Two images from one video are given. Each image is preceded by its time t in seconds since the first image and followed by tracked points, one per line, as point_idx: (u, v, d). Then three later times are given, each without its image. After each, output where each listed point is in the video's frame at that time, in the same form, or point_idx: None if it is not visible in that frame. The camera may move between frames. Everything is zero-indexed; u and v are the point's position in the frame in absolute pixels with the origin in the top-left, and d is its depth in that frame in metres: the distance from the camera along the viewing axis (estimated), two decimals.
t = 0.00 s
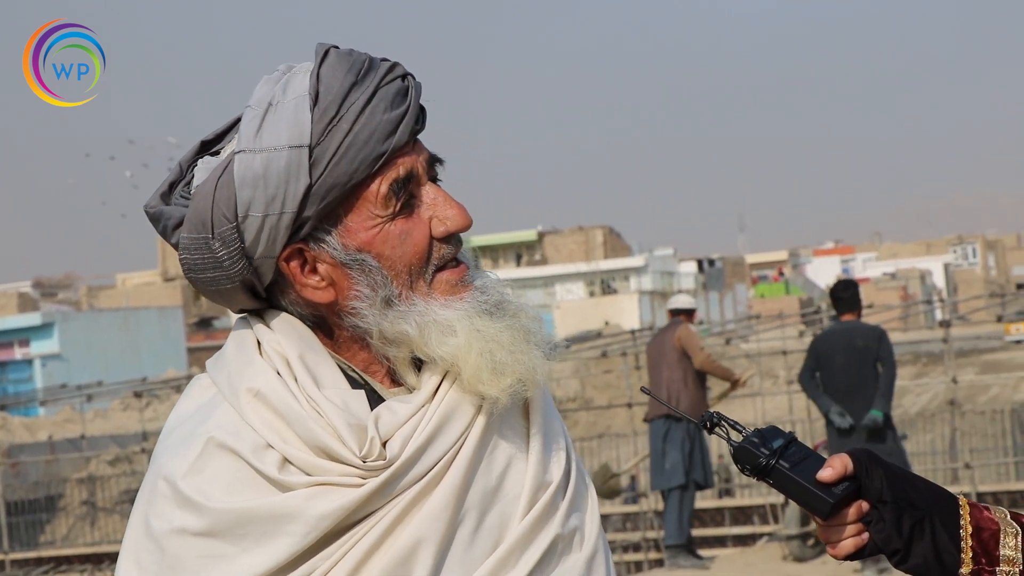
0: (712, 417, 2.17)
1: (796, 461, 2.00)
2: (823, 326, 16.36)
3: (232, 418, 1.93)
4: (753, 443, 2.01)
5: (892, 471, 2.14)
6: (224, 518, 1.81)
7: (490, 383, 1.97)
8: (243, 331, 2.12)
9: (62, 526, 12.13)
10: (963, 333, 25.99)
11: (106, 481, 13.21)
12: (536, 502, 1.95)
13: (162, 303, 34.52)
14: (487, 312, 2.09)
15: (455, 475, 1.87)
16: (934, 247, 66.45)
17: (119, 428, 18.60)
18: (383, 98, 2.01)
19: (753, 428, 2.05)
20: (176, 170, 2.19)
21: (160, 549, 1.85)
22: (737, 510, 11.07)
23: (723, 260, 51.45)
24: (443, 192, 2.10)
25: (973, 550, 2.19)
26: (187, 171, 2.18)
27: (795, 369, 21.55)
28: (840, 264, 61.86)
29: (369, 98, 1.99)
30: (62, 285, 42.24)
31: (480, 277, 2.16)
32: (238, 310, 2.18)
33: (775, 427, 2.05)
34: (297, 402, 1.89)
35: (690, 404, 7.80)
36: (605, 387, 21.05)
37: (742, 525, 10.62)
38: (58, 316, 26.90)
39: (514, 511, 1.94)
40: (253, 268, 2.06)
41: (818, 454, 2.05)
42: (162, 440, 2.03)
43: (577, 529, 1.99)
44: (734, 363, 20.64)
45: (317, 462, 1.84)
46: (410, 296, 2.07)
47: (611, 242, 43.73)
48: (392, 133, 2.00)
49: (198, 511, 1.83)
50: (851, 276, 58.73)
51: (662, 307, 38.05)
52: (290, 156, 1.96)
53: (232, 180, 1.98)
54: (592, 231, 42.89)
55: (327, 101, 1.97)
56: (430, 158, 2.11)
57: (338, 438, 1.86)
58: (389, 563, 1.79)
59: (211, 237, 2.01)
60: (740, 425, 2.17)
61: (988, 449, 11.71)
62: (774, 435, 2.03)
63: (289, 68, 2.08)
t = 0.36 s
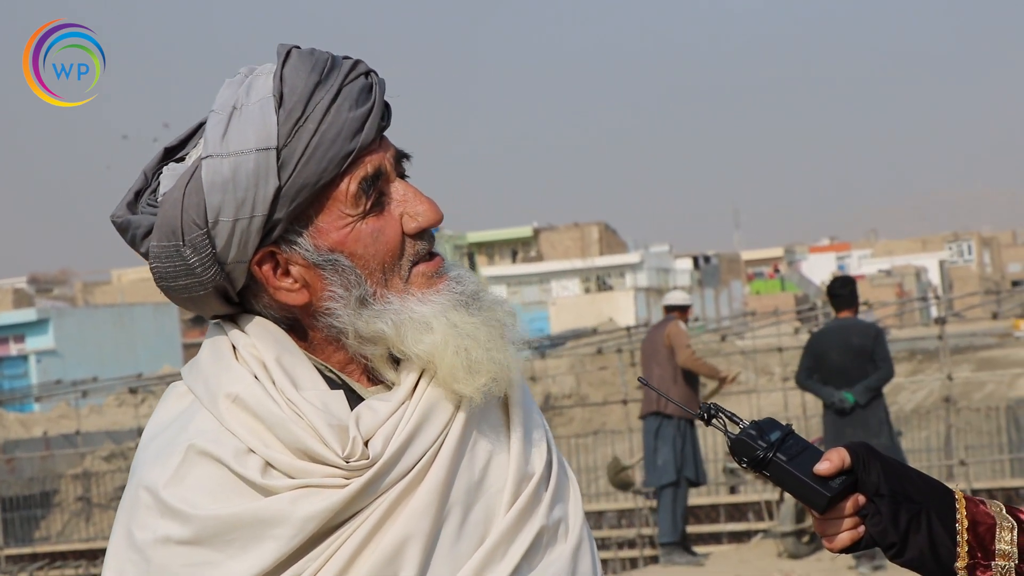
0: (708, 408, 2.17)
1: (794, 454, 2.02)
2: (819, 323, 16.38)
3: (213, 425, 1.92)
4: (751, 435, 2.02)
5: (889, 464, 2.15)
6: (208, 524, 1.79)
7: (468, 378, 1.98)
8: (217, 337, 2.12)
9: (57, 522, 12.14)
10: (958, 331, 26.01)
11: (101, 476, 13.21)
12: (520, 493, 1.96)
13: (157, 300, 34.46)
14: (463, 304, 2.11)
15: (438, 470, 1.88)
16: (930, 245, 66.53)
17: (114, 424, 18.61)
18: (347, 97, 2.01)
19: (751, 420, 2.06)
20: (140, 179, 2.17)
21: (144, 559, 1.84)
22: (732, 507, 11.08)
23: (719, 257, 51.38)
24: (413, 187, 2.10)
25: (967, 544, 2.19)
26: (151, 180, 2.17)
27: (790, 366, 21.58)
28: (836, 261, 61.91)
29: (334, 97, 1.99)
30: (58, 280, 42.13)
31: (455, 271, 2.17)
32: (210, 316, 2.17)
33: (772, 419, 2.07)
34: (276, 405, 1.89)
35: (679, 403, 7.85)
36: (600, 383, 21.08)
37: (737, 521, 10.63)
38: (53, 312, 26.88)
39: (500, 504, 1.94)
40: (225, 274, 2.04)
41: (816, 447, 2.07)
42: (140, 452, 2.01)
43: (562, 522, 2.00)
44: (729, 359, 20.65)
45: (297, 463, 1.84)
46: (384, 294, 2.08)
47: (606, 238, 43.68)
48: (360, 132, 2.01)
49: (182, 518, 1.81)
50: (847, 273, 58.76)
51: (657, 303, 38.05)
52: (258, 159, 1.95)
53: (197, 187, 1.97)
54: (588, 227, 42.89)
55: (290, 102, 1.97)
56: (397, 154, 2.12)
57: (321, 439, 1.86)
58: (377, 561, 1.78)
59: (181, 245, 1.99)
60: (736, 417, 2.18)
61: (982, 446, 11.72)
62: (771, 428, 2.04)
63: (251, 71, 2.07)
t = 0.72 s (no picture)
0: (715, 403, 2.17)
1: (801, 448, 2.02)
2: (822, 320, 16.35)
3: (207, 432, 1.91)
4: (758, 429, 2.02)
5: (896, 459, 2.14)
6: (208, 533, 1.78)
7: (455, 366, 1.99)
8: (202, 346, 2.10)
9: (60, 516, 12.17)
10: (961, 329, 25.98)
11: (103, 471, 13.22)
12: (515, 482, 1.96)
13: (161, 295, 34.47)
14: (446, 291, 2.11)
15: (434, 464, 1.87)
16: (933, 243, 66.51)
17: (117, 418, 18.65)
18: (315, 87, 2.00)
19: (758, 416, 2.06)
20: (109, 196, 2.14)
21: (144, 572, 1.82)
22: (734, 504, 11.06)
23: (721, 254, 51.29)
24: (386, 175, 2.11)
25: (974, 540, 2.18)
26: (119, 196, 2.14)
27: (793, 364, 21.57)
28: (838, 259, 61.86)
29: (301, 92, 1.98)
30: (61, 275, 42.19)
31: (433, 257, 2.18)
32: (193, 326, 2.14)
33: (781, 415, 2.07)
34: (269, 407, 1.89)
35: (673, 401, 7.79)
36: (602, 380, 21.07)
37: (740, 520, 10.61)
38: (56, 306, 26.92)
39: (494, 492, 1.94)
40: (208, 280, 2.01)
41: (824, 442, 2.06)
42: (131, 460, 1.99)
43: (558, 508, 2.01)
44: (733, 357, 20.63)
45: (295, 464, 1.84)
46: (369, 285, 2.08)
47: (609, 235, 43.65)
48: (332, 121, 2.01)
49: (182, 528, 1.80)
50: (850, 270, 58.78)
51: (659, 300, 38.04)
52: (234, 159, 1.93)
53: (174, 194, 1.93)
54: (591, 224, 42.87)
55: (259, 98, 1.95)
56: (366, 145, 2.12)
57: (318, 440, 1.85)
58: (381, 558, 1.78)
59: (161, 254, 1.95)
60: (744, 413, 2.18)
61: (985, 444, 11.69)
62: (779, 423, 2.04)
63: (212, 77, 2.05)
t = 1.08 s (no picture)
0: (730, 401, 2.13)
1: (817, 447, 1.98)
2: (834, 318, 16.30)
3: (216, 426, 1.89)
4: (773, 429, 1.99)
5: (912, 460, 2.11)
6: (216, 528, 1.76)
7: (461, 361, 1.96)
8: (208, 340, 2.08)
9: (72, 509, 12.20)
10: (973, 327, 25.88)
11: (116, 464, 13.28)
12: (521, 476, 1.94)
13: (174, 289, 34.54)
14: (451, 283, 2.10)
15: (442, 459, 1.85)
16: (946, 241, 66.29)
17: (129, 412, 18.69)
18: (316, 78, 1.98)
19: (773, 415, 2.03)
20: (114, 193, 2.12)
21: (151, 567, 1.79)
22: (745, 501, 11.02)
23: (734, 251, 51.18)
24: (391, 169, 2.09)
25: (989, 540, 2.15)
26: (125, 192, 2.12)
27: (805, 361, 21.52)
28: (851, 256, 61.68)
29: (304, 85, 1.95)
30: (74, 269, 42.33)
31: (439, 250, 2.16)
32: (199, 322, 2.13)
33: (796, 414, 2.04)
34: (277, 402, 1.87)
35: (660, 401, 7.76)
36: (614, 376, 21.04)
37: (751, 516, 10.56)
38: (69, 300, 27.00)
39: (500, 486, 1.92)
40: (214, 274, 2.00)
41: (839, 442, 2.03)
42: (139, 454, 1.97)
43: (565, 501, 1.99)
44: (744, 354, 20.58)
45: (303, 460, 1.82)
46: (374, 279, 2.06)
47: (621, 232, 43.60)
48: (336, 113, 1.98)
49: (189, 523, 1.77)
50: (863, 267, 58.64)
51: (671, 296, 37.98)
52: (237, 153, 1.91)
53: (178, 190, 1.92)
54: (603, 220, 42.85)
55: (261, 92, 1.93)
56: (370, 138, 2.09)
57: (325, 436, 1.83)
58: (388, 552, 1.76)
59: (167, 248, 1.93)
60: (758, 411, 2.14)
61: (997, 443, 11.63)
62: (794, 423, 2.01)
63: (213, 73, 2.02)
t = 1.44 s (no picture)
0: (736, 399, 2.12)
1: (822, 445, 1.97)
2: (839, 316, 16.26)
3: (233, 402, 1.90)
4: (778, 427, 1.97)
5: (917, 458, 2.09)
6: (222, 506, 1.78)
7: (489, 363, 1.96)
8: (245, 305, 2.11)
9: (76, 504, 12.22)
10: (978, 325, 25.81)
11: (120, 459, 13.32)
12: (534, 489, 1.92)
13: (179, 284, 34.55)
14: (492, 285, 2.08)
15: (454, 464, 1.84)
16: (952, 238, 66.14)
17: (134, 407, 18.73)
18: (393, 67, 2.01)
19: (778, 413, 2.02)
20: (177, 144, 2.14)
21: (158, 534, 1.83)
22: (750, 498, 10.99)
23: (739, 248, 51.08)
24: (452, 167, 2.09)
25: (995, 537, 2.12)
26: (188, 145, 2.14)
27: (810, 358, 21.48)
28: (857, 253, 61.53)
29: (379, 66, 2.00)
30: (79, 264, 42.38)
31: (487, 258, 2.15)
32: (242, 285, 2.16)
33: (800, 411, 2.02)
34: (299, 390, 1.86)
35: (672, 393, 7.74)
36: (618, 372, 21.03)
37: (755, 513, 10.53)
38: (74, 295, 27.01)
39: (512, 496, 1.91)
40: (261, 234, 2.04)
41: (844, 440, 2.01)
42: (161, 419, 2.00)
43: (576, 518, 1.97)
44: (749, 351, 20.55)
45: (317, 451, 1.81)
46: (417, 269, 2.06)
47: (626, 228, 43.52)
48: (405, 100, 2.01)
49: (198, 497, 1.80)
50: (868, 264, 58.49)
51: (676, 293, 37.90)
52: (303, 118, 1.96)
53: (242, 144, 1.97)
54: (608, 216, 42.85)
55: (338, 64, 1.98)
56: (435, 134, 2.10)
57: (341, 427, 1.83)
58: (390, 549, 1.76)
59: (221, 201, 1.98)
60: (764, 409, 2.13)
61: (1003, 440, 11.59)
62: (799, 420, 1.99)
63: (295, 40, 2.07)
